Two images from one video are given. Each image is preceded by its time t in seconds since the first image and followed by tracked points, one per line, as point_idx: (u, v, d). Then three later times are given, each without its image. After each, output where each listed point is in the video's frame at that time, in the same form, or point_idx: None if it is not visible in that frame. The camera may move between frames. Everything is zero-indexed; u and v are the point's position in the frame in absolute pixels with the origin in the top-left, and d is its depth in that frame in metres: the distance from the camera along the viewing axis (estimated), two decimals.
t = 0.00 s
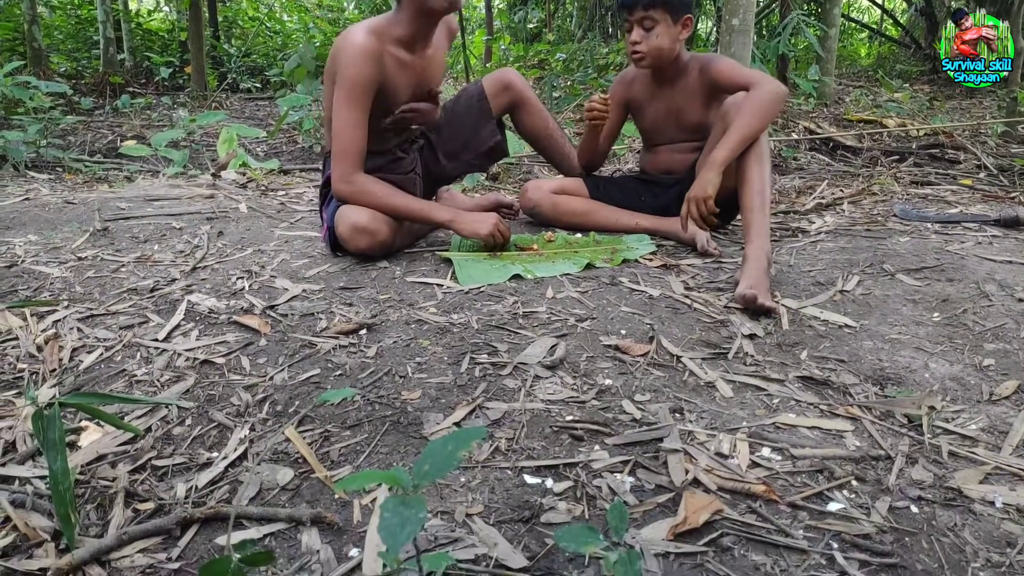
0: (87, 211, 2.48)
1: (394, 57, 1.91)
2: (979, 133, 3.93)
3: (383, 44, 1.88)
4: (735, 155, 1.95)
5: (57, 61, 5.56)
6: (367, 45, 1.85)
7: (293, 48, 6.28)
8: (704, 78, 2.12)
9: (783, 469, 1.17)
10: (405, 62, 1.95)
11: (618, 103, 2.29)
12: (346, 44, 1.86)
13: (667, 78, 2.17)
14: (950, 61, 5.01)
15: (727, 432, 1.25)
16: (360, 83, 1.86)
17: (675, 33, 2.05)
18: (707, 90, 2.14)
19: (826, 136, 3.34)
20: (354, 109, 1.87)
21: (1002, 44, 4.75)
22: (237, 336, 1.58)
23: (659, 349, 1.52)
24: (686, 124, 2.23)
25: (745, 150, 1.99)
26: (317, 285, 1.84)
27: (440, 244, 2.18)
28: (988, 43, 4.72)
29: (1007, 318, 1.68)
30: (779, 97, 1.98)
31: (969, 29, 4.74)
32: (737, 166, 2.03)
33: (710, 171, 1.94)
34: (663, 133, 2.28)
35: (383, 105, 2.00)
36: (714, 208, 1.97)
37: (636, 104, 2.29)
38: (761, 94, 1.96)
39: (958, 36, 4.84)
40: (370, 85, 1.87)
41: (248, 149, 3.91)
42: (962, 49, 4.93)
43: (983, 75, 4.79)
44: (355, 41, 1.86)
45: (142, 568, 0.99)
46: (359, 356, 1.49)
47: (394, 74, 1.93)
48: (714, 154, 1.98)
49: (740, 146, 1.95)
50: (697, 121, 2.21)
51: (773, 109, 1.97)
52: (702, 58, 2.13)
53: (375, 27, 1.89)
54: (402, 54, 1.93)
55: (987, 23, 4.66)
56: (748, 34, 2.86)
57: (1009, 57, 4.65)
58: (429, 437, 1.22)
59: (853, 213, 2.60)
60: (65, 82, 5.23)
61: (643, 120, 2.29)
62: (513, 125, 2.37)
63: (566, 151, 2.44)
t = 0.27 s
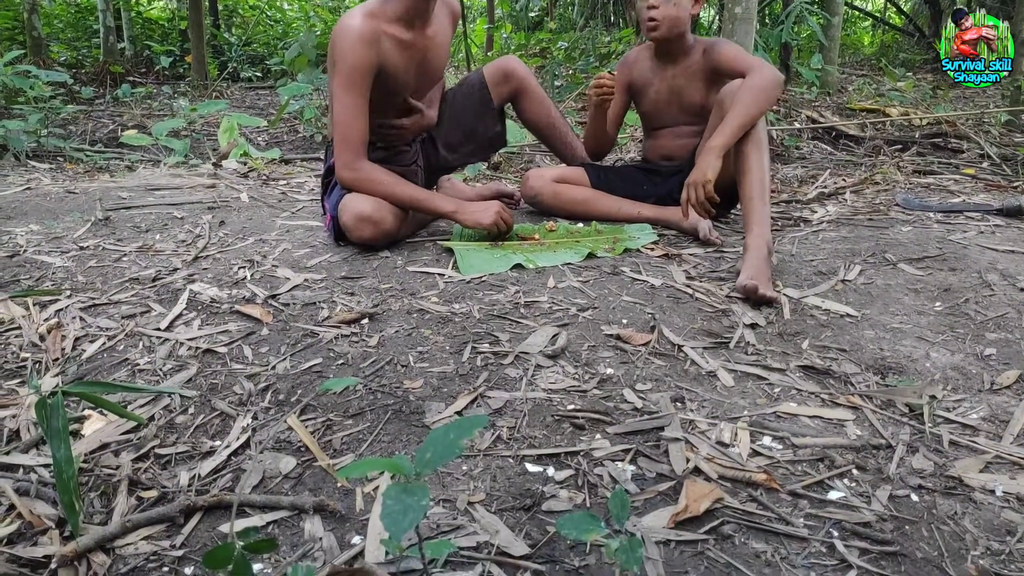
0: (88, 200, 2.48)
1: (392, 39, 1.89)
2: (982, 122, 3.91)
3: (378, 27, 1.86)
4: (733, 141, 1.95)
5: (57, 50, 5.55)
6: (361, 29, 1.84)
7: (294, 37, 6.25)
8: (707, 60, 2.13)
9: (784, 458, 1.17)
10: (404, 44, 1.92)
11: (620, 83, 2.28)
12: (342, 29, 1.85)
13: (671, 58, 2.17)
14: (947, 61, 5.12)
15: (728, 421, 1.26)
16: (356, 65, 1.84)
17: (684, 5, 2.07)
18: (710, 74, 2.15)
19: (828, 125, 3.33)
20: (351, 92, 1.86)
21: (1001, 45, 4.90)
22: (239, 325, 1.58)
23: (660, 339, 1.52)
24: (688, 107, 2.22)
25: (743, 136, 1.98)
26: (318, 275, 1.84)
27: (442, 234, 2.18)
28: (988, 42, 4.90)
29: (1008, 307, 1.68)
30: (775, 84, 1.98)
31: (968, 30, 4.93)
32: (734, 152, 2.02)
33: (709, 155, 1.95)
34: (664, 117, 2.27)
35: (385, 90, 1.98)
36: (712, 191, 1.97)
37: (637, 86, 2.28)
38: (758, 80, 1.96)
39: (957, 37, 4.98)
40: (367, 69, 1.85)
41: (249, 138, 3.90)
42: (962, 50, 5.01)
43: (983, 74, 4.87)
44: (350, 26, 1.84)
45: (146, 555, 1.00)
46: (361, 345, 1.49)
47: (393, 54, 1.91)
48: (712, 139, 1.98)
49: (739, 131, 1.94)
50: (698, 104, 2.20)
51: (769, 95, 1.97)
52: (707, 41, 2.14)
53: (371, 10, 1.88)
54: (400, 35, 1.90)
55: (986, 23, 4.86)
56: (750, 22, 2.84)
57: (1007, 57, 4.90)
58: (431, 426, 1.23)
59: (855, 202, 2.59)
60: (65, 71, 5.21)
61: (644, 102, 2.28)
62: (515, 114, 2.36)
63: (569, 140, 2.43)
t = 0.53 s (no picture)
0: (89, 185, 2.48)
1: (387, 14, 1.86)
2: (988, 107, 3.87)
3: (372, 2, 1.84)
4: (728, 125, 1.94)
5: (57, 33, 5.51)
6: (355, 6, 1.82)
7: (295, 20, 6.20)
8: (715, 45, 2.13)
9: (785, 443, 1.18)
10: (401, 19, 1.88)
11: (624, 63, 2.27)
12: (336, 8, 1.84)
13: (679, 40, 2.17)
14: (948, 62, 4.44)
15: (729, 407, 1.26)
16: (351, 44, 1.82)
17: None
18: (716, 59, 2.15)
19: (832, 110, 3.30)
20: (349, 71, 1.85)
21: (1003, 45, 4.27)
22: (242, 310, 1.58)
23: (662, 324, 1.52)
24: (690, 92, 2.21)
25: (739, 121, 1.96)
26: (320, 260, 1.84)
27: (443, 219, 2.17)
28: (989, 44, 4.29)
29: (1011, 294, 1.68)
30: (775, 70, 1.97)
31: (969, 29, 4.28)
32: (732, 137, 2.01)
33: (698, 137, 1.94)
34: (665, 100, 2.26)
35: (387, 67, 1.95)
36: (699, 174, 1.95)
37: (640, 67, 2.26)
38: (755, 65, 1.95)
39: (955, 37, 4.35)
40: (363, 46, 1.83)
41: (250, 123, 3.89)
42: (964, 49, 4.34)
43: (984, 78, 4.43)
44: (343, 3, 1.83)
45: (150, 537, 1.00)
46: (363, 330, 1.49)
47: (390, 30, 1.87)
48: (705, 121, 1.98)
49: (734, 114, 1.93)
50: (700, 88, 2.20)
51: (767, 81, 1.95)
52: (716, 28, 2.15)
53: None
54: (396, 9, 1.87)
55: (988, 21, 4.32)
56: (755, 5, 2.80)
57: (1010, 57, 4.38)
58: (433, 410, 1.23)
59: (858, 187, 2.58)
60: (65, 55, 5.18)
61: (646, 84, 2.27)
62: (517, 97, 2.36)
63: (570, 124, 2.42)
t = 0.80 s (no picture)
0: (89, 177, 2.47)
1: None
2: (990, 97, 3.85)
3: None
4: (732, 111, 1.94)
5: (56, 25, 5.49)
6: None
7: (294, 11, 6.17)
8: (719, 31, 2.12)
9: (786, 433, 1.18)
10: None
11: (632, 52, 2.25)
12: None
13: (682, 27, 2.17)
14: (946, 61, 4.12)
15: (730, 397, 1.26)
16: (351, 25, 1.82)
17: None
18: (719, 45, 2.14)
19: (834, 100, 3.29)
20: (351, 54, 1.84)
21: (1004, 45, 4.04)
22: (243, 302, 1.58)
23: (663, 315, 1.52)
24: (694, 79, 2.20)
25: (744, 108, 1.96)
26: (321, 252, 1.84)
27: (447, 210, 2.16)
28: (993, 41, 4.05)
29: (1012, 284, 1.67)
30: (779, 58, 1.98)
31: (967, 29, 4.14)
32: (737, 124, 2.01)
33: (701, 123, 1.96)
34: (671, 88, 2.24)
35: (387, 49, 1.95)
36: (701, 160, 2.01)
37: (645, 56, 2.25)
38: (762, 53, 1.96)
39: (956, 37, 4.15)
40: (364, 29, 1.83)
41: (250, 114, 3.87)
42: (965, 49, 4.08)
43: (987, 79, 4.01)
44: None
45: (153, 528, 1.01)
46: (364, 322, 1.49)
47: (388, 11, 1.86)
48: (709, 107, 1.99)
49: (740, 99, 1.93)
50: (705, 75, 2.19)
51: (771, 68, 1.96)
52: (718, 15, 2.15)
53: None
54: None
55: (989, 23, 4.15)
56: None
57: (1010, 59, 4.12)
58: (434, 402, 1.23)
59: (860, 178, 2.57)
60: (65, 47, 5.16)
61: (652, 72, 2.25)
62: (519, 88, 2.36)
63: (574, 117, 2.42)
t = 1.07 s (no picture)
0: (89, 169, 2.47)
1: None
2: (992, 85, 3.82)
3: None
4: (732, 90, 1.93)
5: (54, 16, 5.46)
6: None
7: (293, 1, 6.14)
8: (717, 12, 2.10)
9: (787, 422, 1.18)
10: None
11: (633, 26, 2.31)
12: None
13: (680, 7, 2.17)
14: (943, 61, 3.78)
15: (732, 386, 1.26)
16: (347, 23, 1.82)
17: None
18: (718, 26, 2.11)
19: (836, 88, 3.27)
20: (347, 52, 1.84)
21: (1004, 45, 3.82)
22: (244, 293, 1.58)
23: (664, 305, 1.51)
24: (692, 60, 2.18)
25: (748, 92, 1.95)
26: (322, 242, 1.84)
27: (443, 199, 2.16)
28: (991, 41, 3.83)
29: (1014, 272, 1.67)
30: (788, 40, 1.94)
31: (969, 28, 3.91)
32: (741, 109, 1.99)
33: (702, 100, 1.94)
34: (668, 67, 2.24)
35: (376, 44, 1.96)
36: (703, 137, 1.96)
37: (645, 34, 2.28)
38: (769, 35, 1.94)
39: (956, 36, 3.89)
40: (360, 26, 1.83)
41: (249, 105, 3.86)
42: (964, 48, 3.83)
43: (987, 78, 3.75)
44: None
45: (157, 518, 1.01)
46: (365, 312, 1.49)
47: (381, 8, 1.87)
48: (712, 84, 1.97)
49: (743, 79, 1.91)
50: (702, 56, 2.16)
51: (778, 50, 1.93)
52: None
53: None
54: None
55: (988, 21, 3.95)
56: None
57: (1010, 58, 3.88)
58: (436, 392, 1.23)
59: (862, 166, 2.56)
60: (63, 37, 5.13)
61: (651, 50, 2.27)
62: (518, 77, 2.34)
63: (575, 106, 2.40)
